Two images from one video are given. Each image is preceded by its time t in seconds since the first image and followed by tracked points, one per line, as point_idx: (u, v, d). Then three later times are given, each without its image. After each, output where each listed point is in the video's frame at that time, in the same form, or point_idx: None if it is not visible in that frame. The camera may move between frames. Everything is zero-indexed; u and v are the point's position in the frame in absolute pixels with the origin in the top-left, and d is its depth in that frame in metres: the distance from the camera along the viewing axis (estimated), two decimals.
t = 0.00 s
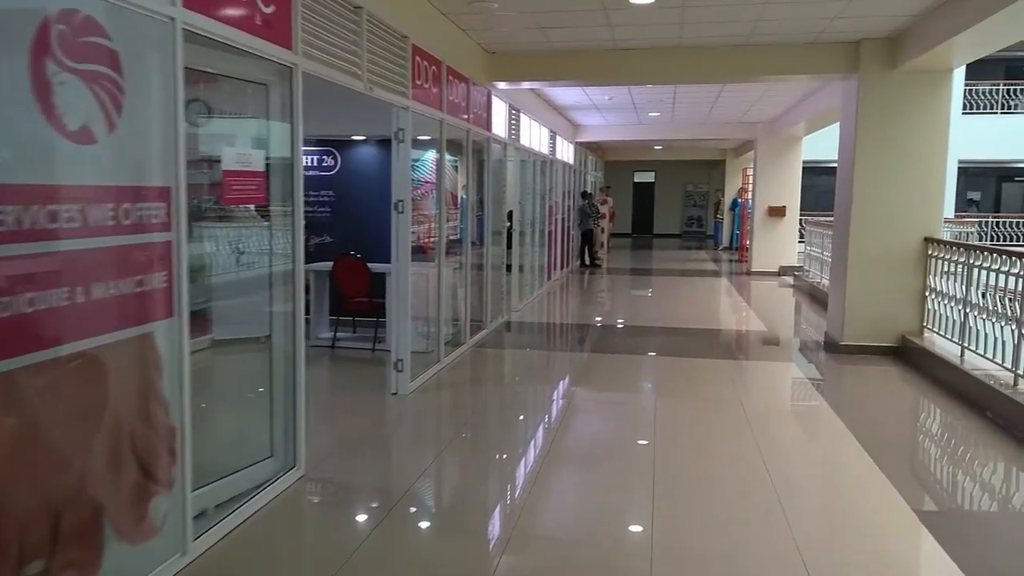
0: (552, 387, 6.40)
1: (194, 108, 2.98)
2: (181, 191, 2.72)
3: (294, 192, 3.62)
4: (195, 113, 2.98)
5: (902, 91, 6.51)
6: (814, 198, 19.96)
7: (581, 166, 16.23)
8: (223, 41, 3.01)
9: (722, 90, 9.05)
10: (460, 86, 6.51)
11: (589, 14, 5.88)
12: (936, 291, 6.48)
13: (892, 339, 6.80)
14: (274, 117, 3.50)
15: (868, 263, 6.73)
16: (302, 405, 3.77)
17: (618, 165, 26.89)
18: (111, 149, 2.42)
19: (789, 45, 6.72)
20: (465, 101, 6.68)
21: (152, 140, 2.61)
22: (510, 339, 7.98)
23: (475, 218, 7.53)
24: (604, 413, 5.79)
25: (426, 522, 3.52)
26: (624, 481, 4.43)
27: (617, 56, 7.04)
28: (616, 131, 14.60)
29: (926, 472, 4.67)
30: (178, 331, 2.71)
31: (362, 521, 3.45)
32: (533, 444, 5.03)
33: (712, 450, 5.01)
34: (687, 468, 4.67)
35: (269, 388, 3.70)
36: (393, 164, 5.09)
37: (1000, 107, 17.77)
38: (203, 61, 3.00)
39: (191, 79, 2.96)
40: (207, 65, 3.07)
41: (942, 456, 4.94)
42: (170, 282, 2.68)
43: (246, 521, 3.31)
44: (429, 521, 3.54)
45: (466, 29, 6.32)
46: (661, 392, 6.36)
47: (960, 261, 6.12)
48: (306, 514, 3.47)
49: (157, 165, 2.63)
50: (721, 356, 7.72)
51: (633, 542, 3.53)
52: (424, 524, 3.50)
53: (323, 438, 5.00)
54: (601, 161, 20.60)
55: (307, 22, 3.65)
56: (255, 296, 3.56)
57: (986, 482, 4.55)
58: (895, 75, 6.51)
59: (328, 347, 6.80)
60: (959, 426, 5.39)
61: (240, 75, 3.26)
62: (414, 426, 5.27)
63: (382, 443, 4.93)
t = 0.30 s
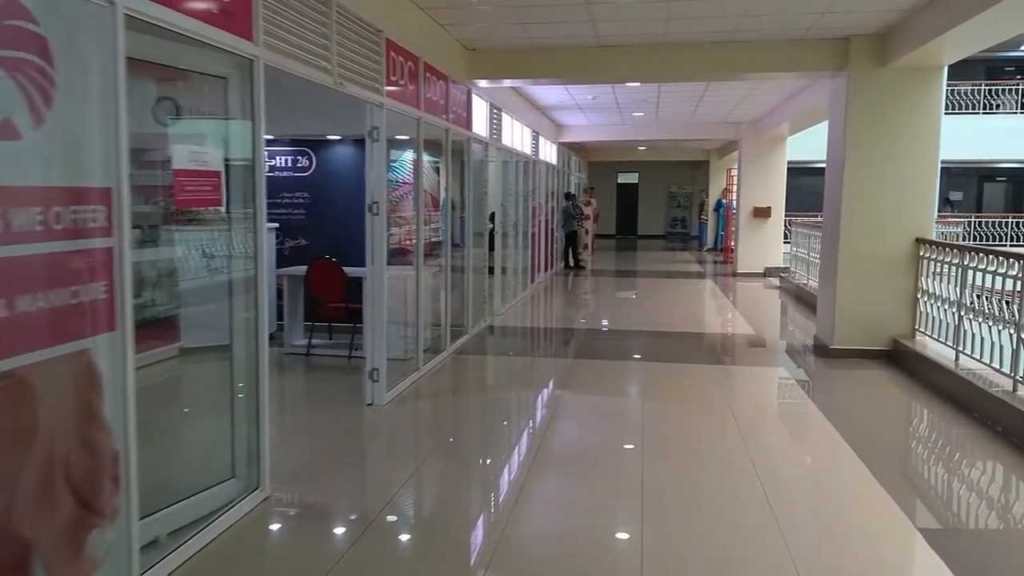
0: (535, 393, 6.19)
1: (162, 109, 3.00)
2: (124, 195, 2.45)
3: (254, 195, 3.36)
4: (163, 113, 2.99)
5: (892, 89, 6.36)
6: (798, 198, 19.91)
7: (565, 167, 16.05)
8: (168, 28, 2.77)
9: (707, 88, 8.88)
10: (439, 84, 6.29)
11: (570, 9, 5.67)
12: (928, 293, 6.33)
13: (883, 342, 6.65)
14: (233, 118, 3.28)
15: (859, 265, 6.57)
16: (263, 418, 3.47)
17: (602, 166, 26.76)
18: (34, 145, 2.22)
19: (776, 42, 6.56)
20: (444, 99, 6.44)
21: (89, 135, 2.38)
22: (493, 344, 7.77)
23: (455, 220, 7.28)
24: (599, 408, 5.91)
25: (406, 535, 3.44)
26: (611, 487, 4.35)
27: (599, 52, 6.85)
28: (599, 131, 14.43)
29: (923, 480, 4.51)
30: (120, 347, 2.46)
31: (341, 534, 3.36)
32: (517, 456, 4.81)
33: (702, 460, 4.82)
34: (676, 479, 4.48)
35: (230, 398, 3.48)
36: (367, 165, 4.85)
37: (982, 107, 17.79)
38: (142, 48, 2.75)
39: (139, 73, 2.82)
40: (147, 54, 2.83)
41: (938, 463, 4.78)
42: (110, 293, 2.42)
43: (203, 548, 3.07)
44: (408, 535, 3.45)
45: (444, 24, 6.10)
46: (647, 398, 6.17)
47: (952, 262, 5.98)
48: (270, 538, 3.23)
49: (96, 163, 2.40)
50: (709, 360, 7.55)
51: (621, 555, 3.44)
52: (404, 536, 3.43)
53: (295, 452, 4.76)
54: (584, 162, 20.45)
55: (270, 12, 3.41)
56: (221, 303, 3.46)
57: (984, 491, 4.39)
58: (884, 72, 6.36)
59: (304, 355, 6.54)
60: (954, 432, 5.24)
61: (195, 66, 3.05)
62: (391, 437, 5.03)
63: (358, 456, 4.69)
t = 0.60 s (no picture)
0: (524, 399, 5.96)
1: (132, 106, 2.87)
2: (52, 197, 2.24)
3: (211, 196, 3.10)
4: (133, 110, 2.87)
5: (891, 82, 6.15)
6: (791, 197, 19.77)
7: (555, 166, 15.85)
8: (97, 7, 2.49)
9: (700, 83, 8.65)
10: (421, 79, 6.03)
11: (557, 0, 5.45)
12: (929, 295, 6.12)
13: (883, 346, 6.43)
14: (187, 114, 3.03)
15: (857, 265, 6.36)
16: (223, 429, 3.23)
17: (593, 165, 26.56)
18: None
19: (771, 35, 6.33)
20: (426, 95, 6.18)
21: (10, 129, 2.18)
22: (481, 348, 7.54)
23: (439, 221, 7.02)
24: (598, 416, 5.64)
25: (392, 547, 3.32)
26: (606, 490, 4.24)
27: (588, 46, 6.62)
28: (589, 130, 14.22)
29: (928, 491, 4.29)
30: (50, 364, 2.25)
31: (323, 546, 3.24)
32: (505, 467, 4.57)
33: (696, 470, 4.59)
34: (667, 491, 4.25)
35: (187, 411, 3.22)
36: (341, 162, 4.58)
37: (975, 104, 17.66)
38: (75, 31, 2.50)
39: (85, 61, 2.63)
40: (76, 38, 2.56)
41: (943, 472, 4.56)
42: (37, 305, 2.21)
43: None
44: (395, 546, 3.34)
45: (426, 16, 5.86)
46: (638, 404, 5.95)
47: (954, 263, 5.77)
48: (230, 565, 3.00)
49: (21, 161, 2.19)
50: (703, 363, 7.32)
51: (613, 559, 3.38)
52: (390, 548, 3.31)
53: (268, 466, 4.50)
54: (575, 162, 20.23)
55: None
56: (175, 310, 3.18)
57: (992, 502, 4.18)
58: (883, 65, 6.14)
59: (282, 362, 6.28)
60: (958, 439, 5.03)
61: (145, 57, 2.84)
62: (370, 448, 4.79)
63: (334, 469, 4.44)
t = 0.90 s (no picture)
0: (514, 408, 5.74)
1: (112, 106, 2.77)
2: None
3: (172, 198, 2.88)
4: (111, 111, 2.77)
5: (894, 82, 5.95)
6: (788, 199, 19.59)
7: (550, 168, 15.66)
8: None
9: (696, 84, 8.46)
10: (408, 78, 5.80)
11: None
12: (934, 301, 5.91)
13: (887, 353, 6.22)
14: (143, 113, 2.81)
15: (860, 270, 6.15)
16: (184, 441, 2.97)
17: (589, 167, 26.38)
18: None
19: (771, 32, 6.13)
20: (413, 95, 5.95)
21: None
22: (472, 355, 7.32)
23: (427, 225, 6.78)
24: (593, 427, 5.38)
25: (377, 560, 3.27)
26: (601, 497, 4.13)
27: (582, 43, 6.41)
28: (585, 131, 14.03)
29: (935, 505, 4.08)
30: None
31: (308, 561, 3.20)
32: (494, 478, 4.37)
33: (694, 483, 4.38)
34: (661, 506, 4.04)
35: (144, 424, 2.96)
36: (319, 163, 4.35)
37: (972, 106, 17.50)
38: None
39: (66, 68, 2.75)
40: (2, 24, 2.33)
41: (951, 485, 4.35)
42: None
43: None
44: (381, 558, 3.28)
45: (412, 12, 5.65)
46: (634, 413, 5.74)
47: (960, 268, 5.56)
48: None
49: None
50: (700, 370, 7.11)
51: (607, 568, 3.30)
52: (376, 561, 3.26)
53: (244, 480, 4.27)
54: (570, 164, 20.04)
55: None
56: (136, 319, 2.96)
57: (1003, 518, 3.97)
58: (886, 64, 5.94)
59: (263, 372, 6.04)
60: (965, 450, 4.82)
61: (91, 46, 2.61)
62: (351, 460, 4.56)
63: (312, 485, 4.21)
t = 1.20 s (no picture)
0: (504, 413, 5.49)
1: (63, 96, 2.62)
2: None
3: (125, 196, 2.60)
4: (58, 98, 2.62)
5: (901, 73, 5.71)
6: (785, 197, 19.37)
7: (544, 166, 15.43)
8: None
9: (693, 77, 8.22)
10: (393, 69, 5.53)
11: None
12: (942, 302, 5.68)
13: (893, 356, 5.98)
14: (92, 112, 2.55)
15: (864, 269, 5.93)
16: (138, 455, 2.71)
17: (584, 165, 26.14)
18: None
19: (772, 22, 5.89)
20: (399, 86, 5.68)
21: None
22: (463, 358, 7.07)
23: (415, 223, 6.50)
24: (589, 432, 5.11)
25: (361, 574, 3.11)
26: (598, 501, 3.96)
27: (574, 34, 6.17)
28: (579, 128, 13.79)
29: (945, 516, 3.84)
30: None
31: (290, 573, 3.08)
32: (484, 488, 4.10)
33: (692, 491, 4.14)
34: (659, 516, 3.79)
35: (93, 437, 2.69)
36: (296, 159, 4.10)
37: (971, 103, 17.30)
38: None
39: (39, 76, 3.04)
40: None
41: (961, 495, 4.12)
42: None
43: None
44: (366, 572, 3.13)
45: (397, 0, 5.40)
46: (629, 417, 5.49)
47: (969, 268, 5.33)
48: None
49: None
50: (699, 372, 6.87)
51: None
52: None
53: (214, 491, 4.01)
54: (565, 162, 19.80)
55: None
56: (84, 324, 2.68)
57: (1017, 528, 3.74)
58: (892, 55, 5.71)
59: (242, 377, 5.78)
60: (975, 457, 4.59)
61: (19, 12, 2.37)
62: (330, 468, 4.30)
63: (286, 497, 3.95)
